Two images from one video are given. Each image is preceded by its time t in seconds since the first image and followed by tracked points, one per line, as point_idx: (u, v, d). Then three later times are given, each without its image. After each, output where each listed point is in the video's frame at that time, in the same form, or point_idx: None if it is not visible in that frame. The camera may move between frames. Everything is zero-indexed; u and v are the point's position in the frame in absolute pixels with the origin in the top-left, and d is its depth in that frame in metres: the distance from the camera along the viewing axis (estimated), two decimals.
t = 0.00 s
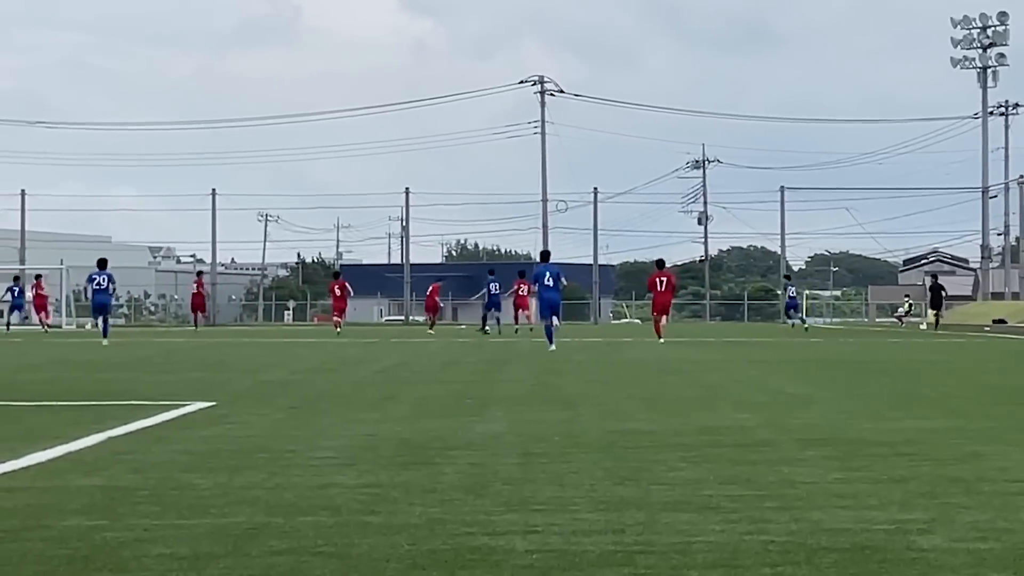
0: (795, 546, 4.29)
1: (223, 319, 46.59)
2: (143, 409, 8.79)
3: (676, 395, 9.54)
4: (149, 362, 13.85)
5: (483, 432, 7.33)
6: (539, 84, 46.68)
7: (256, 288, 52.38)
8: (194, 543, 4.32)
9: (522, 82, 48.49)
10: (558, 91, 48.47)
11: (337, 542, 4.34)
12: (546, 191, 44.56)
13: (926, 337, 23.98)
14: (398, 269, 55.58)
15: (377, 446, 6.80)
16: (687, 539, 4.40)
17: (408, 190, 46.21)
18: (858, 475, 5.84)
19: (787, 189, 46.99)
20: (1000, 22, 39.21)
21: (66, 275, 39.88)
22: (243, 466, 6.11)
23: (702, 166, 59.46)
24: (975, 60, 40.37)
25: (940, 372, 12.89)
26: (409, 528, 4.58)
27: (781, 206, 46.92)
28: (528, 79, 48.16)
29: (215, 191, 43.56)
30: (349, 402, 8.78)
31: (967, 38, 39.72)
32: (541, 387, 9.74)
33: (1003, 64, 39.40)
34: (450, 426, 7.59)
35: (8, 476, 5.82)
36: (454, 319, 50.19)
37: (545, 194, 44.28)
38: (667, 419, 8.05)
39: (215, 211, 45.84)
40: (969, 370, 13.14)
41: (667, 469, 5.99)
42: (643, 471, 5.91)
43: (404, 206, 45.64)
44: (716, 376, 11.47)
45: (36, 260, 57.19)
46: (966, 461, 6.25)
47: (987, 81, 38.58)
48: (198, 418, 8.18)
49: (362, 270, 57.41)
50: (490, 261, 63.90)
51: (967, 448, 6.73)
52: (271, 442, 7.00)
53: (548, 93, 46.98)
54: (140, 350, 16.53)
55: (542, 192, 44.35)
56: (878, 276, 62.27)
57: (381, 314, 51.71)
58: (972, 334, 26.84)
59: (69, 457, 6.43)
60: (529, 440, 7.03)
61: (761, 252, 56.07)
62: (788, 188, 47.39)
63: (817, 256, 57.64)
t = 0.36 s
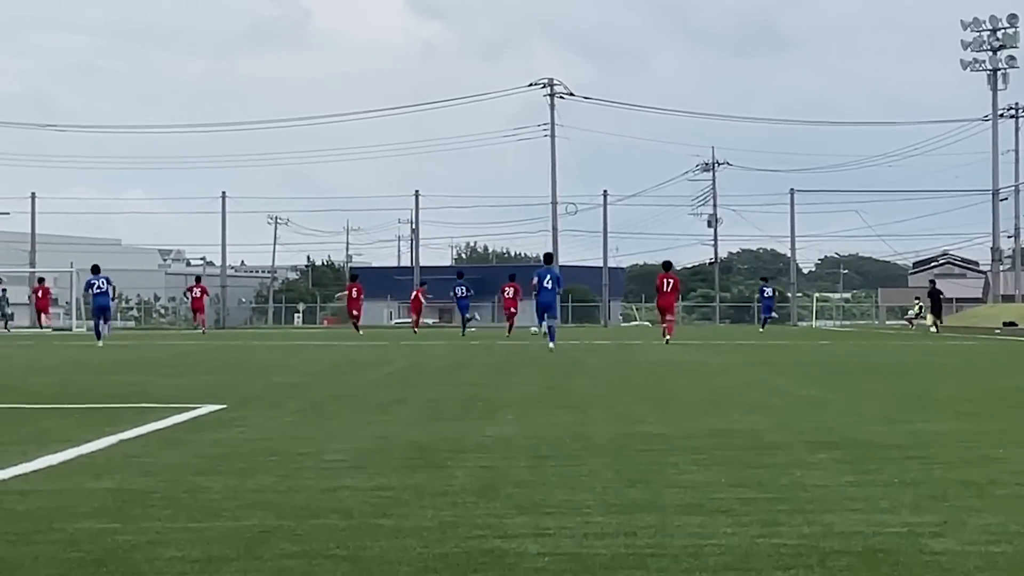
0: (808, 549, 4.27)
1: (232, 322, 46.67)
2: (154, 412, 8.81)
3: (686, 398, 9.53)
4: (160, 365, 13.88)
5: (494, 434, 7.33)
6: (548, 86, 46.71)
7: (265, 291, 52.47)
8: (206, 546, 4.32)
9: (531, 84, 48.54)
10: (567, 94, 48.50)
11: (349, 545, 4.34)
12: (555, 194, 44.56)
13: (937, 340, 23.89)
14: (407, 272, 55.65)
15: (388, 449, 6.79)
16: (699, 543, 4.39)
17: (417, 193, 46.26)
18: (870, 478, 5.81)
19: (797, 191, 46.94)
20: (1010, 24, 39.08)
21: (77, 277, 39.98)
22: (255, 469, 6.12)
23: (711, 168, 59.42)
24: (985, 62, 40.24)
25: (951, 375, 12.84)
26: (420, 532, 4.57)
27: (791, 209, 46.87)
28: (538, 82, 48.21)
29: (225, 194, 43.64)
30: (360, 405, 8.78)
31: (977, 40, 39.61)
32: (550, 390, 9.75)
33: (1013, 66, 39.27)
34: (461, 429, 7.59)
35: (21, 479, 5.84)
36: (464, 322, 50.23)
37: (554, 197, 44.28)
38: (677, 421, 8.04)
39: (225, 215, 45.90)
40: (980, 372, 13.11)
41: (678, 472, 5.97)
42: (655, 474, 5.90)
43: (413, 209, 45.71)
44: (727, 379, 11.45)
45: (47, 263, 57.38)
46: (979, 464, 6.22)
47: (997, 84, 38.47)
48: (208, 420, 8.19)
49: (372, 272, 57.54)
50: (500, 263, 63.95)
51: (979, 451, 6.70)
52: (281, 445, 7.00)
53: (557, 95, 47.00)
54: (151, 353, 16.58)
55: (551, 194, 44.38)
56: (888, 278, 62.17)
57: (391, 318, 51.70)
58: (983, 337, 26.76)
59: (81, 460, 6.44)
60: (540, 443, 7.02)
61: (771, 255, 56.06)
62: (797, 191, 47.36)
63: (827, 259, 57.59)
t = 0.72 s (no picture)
0: (815, 553, 4.26)
1: (239, 326, 46.70)
2: (162, 416, 8.83)
3: (693, 401, 9.52)
4: (168, 368, 13.91)
5: (501, 438, 7.33)
6: (555, 90, 46.72)
7: (272, 295, 52.52)
8: (214, 549, 4.33)
9: (538, 88, 48.57)
10: (574, 98, 48.52)
11: (355, 550, 4.34)
12: (561, 198, 44.57)
13: (944, 344, 23.84)
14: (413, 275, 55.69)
15: (395, 453, 6.80)
16: (706, 547, 4.38)
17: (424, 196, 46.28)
18: (877, 482, 5.80)
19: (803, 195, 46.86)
20: (1017, 27, 38.97)
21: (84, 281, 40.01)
22: (262, 472, 6.12)
23: (718, 172, 59.46)
24: (991, 66, 40.18)
25: (958, 378, 12.83)
26: (426, 535, 4.57)
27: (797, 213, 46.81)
28: (544, 86, 48.24)
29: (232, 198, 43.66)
30: (367, 409, 8.80)
31: (983, 43, 39.52)
32: (558, 393, 9.74)
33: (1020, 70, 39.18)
34: (468, 433, 7.59)
35: (28, 482, 5.84)
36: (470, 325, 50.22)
37: (561, 201, 44.29)
38: (684, 425, 8.03)
39: (232, 220, 45.94)
40: (987, 376, 13.10)
41: (685, 475, 5.97)
42: (662, 478, 5.89)
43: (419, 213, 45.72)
44: (734, 383, 11.44)
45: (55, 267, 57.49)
46: (987, 468, 6.21)
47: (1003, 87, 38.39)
48: (215, 424, 8.21)
49: (379, 276, 57.59)
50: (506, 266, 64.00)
51: (987, 455, 6.69)
52: (288, 448, 7.02)
53: (563, 99, 47.09)
54: (159, 356, 16.62)
55: (557, 198, 44.43)
56: (895, 281, 62.12)
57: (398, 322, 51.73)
58: (990, 341, 26.71)
59: (88, 464, 6.45)
60: (547, 447, 7.03)
61: (777, 258, 56.08)
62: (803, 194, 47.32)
63: (833, 262, 57.54)
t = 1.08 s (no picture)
0: (818, 558, 4.26)
1: (242, 330, 46.69)
2: (164, 421, 8.83)
3: (695, 406, 9.51)
4: (171, 373, 13.91)
5: (504, 443, 7.33)
6: (558, 94, 46.76)
7: (275, 299, 52.53)
8: (216, 555, 4.32)
9: (542, 93, 48.61)
10: (577, 102, 48.59)
11: (356, 554, 4.34)
12: (565, 202, 44.59)
13: (946, 348, 23.83)
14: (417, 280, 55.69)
15: (398, 457, 6.80)
16: (708, 551, 4.38)
17: (427, 201, 46.29)
18: (880, 486, 5.79)
19: (807, 199, 46.97)
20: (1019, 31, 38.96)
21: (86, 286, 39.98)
22: (264, 477, 6.12)
23: (721, 176, 59.46)
24: (994, 70, 40.16)
25: (961, 383, 12.81)
26: (429, 540, 4.57)
27: (801, 218, 46.83)
28: (548, 90, 48.28)
29: (235, 203, 43.69)
30: (370, 413, 8.79)
31: (986, 48, 39.50)
32: (561, 398, 9.72)
33: (1023, 74, 39.18)
34: (470, 437, 7.58)
35: (29, 487, 5.84)
36: (473, 330, 50.21)
37: (564, 206, 44.32)
38: (687, 430, 8.02)
39: (235, 225, 45.95)
40: (991, 380, 13.10)
41: (688, 480, 5.97)
42: (664, 482, 5.89)
43: (423, 217, 45.74)
44: (737, 387, 11.42)
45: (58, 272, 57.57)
46: (989, 472, 6.20)
47: (1006, 91, 38.39)
48: (219, 429, 8.21)
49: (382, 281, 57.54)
50: (509, 271, 64.03)
51: (990, 460, 6.67)
52: (290, 454, 7.01)
53: (566, 103, 47.14)
54: (162, 361, 16.63)
55: (561, 203, 44.47)
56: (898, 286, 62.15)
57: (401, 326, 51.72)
58: (992, 346, 26.70)
59: (89, 469, 6.44)
60: (550, 451, 7.03)
61: (781, 262, 56.04)
62: (806, 200, 47.46)
63: (836, 266, 57.58)
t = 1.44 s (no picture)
0: (818, 561, 4.26)
1: (243, 334, 46.66)
2: (165, 425, 8.83)
3: (696, 410, 9.51)
4: (172, 377, 13.91)
5: (505, 446, 7.33)
6: (559, 97, 46.82)
7: (276, 303, 52.59)
8: (217, 559, 4.32)
9: (542, 96, 48.69)
10: (578, 106, 48.66)
11: (357, 558, 4.34)
12: (566, 205, 44.62)
13: (946, 352, 23.83)
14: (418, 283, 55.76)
15: (400, 461, 6.81)
16: (709, 555, 4.37)
17: (428, 205, 46.36)
18: (880, 489, 5.79)
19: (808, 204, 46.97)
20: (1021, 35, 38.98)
21: (87, 289, 40.03)
22: (265, 481, 6.12)
23: (722, 179, 59.46)
24: (995, 73, 40.15)
25: (962, 387, 12.81)
26: (429, 544, 4.57)
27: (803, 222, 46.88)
28: (549, 94, 48.35)
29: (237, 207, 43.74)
30: (371, 417, 8.79)
31: (987, 51, 39.53)
32: (562, 402, 9.71)
33: None
34: (471, 441, 7.58)
35: (30, 492, 5.84)
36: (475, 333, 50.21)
37: (565, 209, 44.38)
38: (688, 433, 8.02)
39: (235, 229, 46.02)
40: (991, 384, 13.11)
41: (688, 483, 5.97)
42: (665, 486, 5.89)
43: (425, 221, 45.80)
44: (738, 391, 11.41)
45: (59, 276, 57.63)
46: (989, 476, 6.20)
47: (1007, 95, 38.41)
48: (219, 433, 8.21)
49: (381, 284, 57.45)
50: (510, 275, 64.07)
51: (990, 463, 6.67)
52: (291, 457, 7.01)
53: (568, 107, 47.17)
54: (163, 365, 16.63)
55: (562, 206, 44.48)
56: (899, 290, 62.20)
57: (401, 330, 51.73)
58: (993, 349, 26.68)
59: (90, 473, 6.44)
60: (550, 455, 7.03)
61: (782, 266, 56.07)
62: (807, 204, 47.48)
63: (837, 270, 57.64)
